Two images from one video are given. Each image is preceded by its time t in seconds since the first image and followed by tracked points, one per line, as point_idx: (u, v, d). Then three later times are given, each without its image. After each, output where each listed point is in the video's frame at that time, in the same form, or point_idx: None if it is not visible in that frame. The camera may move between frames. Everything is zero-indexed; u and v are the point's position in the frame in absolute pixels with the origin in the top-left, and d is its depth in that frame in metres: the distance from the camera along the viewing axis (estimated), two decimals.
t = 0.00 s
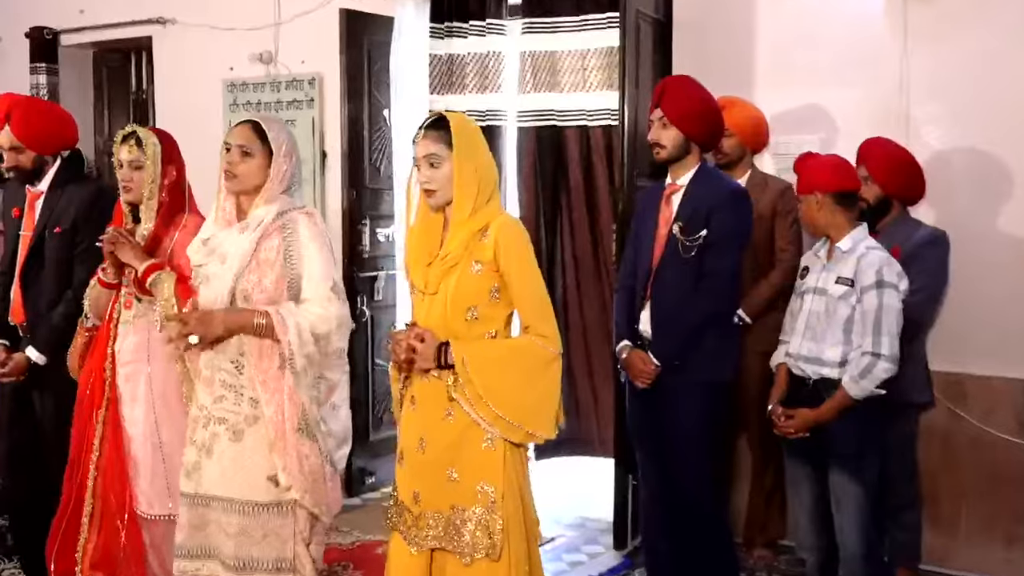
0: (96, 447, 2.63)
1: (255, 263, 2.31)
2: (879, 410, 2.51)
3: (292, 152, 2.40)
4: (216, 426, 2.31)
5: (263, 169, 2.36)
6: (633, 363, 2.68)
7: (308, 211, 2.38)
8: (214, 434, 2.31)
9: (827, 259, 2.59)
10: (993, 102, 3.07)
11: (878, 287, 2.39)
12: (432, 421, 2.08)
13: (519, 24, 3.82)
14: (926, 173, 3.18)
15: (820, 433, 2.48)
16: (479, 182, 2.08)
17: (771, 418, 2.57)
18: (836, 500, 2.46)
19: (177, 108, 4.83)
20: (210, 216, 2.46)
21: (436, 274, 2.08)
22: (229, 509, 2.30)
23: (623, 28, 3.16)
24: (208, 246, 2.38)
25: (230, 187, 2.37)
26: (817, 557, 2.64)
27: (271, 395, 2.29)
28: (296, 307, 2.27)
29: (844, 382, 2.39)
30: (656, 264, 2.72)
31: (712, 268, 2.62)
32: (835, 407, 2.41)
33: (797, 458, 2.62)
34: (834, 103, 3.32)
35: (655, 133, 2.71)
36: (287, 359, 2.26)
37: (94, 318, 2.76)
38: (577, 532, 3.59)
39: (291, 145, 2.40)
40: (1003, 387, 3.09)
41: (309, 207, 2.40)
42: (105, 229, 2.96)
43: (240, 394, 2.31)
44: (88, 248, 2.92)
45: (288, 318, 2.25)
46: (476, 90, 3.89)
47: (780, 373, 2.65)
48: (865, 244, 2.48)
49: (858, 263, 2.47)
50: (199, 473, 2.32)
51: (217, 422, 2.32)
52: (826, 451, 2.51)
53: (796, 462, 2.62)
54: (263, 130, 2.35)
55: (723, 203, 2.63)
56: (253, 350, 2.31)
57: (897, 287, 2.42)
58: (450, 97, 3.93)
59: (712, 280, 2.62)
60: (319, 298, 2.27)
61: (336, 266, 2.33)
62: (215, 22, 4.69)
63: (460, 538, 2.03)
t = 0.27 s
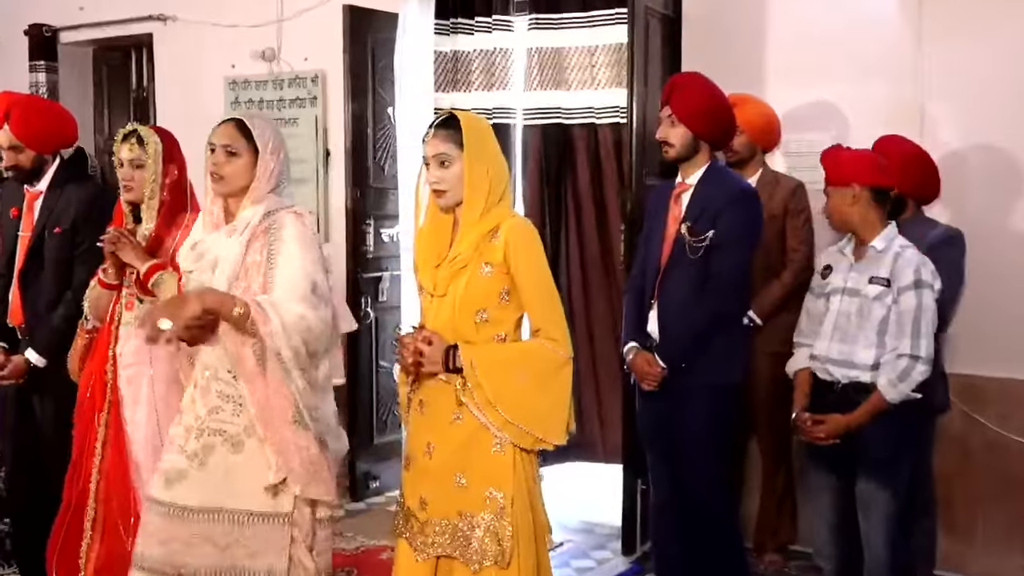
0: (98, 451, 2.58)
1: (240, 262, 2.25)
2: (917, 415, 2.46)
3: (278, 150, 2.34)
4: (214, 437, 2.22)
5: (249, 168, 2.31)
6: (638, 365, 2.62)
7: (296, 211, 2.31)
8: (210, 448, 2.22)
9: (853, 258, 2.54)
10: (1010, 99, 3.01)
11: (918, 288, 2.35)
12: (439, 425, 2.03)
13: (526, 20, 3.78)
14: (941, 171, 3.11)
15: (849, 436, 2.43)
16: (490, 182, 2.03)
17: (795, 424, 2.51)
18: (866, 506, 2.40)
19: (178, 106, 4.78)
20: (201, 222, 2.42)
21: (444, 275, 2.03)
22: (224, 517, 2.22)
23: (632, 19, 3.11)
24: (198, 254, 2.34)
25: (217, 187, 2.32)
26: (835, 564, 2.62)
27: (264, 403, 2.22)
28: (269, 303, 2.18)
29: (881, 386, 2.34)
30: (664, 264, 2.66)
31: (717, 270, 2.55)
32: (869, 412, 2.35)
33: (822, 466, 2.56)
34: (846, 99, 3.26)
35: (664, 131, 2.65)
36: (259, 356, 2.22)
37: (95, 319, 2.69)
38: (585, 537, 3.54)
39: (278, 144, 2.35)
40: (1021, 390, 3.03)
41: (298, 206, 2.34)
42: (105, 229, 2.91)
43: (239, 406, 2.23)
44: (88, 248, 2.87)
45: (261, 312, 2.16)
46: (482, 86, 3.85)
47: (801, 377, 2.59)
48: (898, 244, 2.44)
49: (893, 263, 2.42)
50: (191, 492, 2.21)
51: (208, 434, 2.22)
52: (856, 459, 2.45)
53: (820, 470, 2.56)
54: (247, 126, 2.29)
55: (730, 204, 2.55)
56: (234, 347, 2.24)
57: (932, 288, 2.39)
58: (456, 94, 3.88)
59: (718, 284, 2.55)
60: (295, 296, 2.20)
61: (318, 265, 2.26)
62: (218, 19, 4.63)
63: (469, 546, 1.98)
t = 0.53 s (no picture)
0: (108, 451, 2.53)
1: (194, 263, 2.17)
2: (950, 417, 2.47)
3: (249, 154, 2.28)
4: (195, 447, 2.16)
5: (217, 174, 2.24)
6: (647, 366, 2.62)
7: (258, 217, 2.23)
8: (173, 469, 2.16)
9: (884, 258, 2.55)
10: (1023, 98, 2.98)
11: (959, 288, 2.38)
12: (446, 426, 2.02)
13: (535, 19, 3.77)
14: (953, 171, 3.09)
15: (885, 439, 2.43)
16: (499, 182, 2.02)
17: (834, 429, 2.51)
18: (900, 508, 2.43)
19: (187, 107, 4.80)
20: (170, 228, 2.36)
21: (453, 275, 2.03)
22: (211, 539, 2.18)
23: (641, 18, 3.09)
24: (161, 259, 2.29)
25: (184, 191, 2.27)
26: (852, 552, 2.73)
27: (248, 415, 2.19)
28: (203, 297, 2.10)
29: (924, 387, 2.35)
30: (674, 264, 2.66)
31: (726, 271, 2.54)
32: (910, 414, 2.36)
33: (847, 473, 2.57)
34: (856, 98, 3.25)
35: (673, 132, 2.64)
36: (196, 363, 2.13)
37: (105, 321, 2.66)
38: (594, 538, 3.53)
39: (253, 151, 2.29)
40: None
41: (262, 213, 2.25)
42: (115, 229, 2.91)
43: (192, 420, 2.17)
44: (99, 249, 2.87)
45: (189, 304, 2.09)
46: (491, 87, 3.85)
47: (829, 379, 2.58)
48: (933, 244, 2.46)
49: (931, 263, 2.44)
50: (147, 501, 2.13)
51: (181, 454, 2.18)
52: (892, 463, 2.44)
53: (844, 475, 2.58)
54: (216, 129, 2.23)
55: (739, 203, 2.55)
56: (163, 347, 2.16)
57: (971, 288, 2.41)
58: (464, 94, 3.88)
59: (725, 284, 2.53)
60: (228, 294, 2.10)
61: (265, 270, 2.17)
62: (227, 20, 4.64)
63: (476, 547, 1.98)
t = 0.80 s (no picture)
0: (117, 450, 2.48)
1: (145, 256, 2.01)
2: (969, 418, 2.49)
3: (212, 144, 2.14)
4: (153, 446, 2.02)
5: (177, 165, 2.10)
6: (654, 366, 2.61)
7: (219, 210, 2.08)
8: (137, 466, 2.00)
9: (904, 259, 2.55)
10: None
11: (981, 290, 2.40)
12: (447, 426, 2.03)
13: (540, 20, 3.78)
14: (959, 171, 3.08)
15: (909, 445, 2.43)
16: (501, 182, 2.02)
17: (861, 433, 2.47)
18: (923, 513, 2.42)
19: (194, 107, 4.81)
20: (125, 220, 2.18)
21: (454, 275, 2.03)
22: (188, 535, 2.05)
23: (647, 19, 3.09)
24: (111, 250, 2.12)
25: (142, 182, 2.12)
26: None
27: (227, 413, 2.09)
28: (159, 300, 1.96)
29: (951, 391, 2.37)
30: (681, 264, 2.66)
31: (732, 271, 2.54)
32: (938, 419, 2.38)
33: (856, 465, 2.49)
34: (863, 98, 3.24)
35: (681, 133, 2.64)
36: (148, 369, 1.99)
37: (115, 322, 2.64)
38: (600, 538, 3.53)
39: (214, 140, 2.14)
40: None
41: (224, 206, 2.11)
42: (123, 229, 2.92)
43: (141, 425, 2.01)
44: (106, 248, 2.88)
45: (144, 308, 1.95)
46: (496, 87, 3.87)
47: (853, 382, 2.58)
48: (954, 244, 2.46)
49: (953, 265, 2.45)
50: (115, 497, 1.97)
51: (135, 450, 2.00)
52: (915, 468, 2.42)
53: (853, 467, 2.49)
54: (178, 119, 2.10)
55: (747, 203, 2.54)
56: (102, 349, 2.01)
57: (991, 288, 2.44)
58: (470, 94, 3.91)
59: (733, 285, 2.53)
60: (184, 297, 1.97)
61: (224, 270, 2.04)
62: (233, 20, 4.65)
63: (476, 547, 1.98)
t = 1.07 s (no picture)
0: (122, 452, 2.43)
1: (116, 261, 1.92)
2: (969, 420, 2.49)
3: (180, 139, 2.02)
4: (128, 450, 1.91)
5: (144, 163, 1.98)
6: (658, 366, 2.62)
7: (188, 210, 1.97)
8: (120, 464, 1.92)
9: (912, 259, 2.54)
10: None
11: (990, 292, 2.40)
12: (444, 425, 2.03)
13: (541, 21, 3.78)
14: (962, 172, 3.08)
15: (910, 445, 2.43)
16: (498, 182, 2.02)
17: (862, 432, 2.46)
18: (925, 515, 2.42)
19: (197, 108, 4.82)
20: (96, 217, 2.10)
21: (451, 275, 2.03)
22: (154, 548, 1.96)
23: (649, 20, 3.09)
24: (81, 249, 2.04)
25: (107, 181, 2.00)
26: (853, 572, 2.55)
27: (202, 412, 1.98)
28: (131, 310, 1.87)
29: (955, 394, 2.37)
30: (686, 264, 2.65)
31: (737, 271, 2.54)
32: (942, 419, 2.38)
33: (860, 465, 2.48)
34: (865, 99, 3.24)
35: (685, 132, 2.64)
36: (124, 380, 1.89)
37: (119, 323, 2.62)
38: (602, 539, 3.53)
39: (185, 136, 2.04)
40: None
41: (195, 205, 1.99)
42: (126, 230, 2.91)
43: (120, 432, 1.92)
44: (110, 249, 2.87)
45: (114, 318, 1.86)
46: (499, 87, 3.86)
47: (860, 381, 2.56)
48: (963, 245, 2.46)
49: (962, 266, 2.44)
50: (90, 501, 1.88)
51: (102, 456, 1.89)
52: (916, 470, 2.43)
53: (855, 466, 2.48)
54: (142, 113, 1.98)
55: (751, 203, 2.54)
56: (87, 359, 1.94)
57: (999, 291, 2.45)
58: (472, 95, 3.91)
59: (736, 285, 2.53)
60: (157, 306, 1.88)
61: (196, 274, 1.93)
62: (236, 21, 4.65)
63: (473, 546, 1.98)
